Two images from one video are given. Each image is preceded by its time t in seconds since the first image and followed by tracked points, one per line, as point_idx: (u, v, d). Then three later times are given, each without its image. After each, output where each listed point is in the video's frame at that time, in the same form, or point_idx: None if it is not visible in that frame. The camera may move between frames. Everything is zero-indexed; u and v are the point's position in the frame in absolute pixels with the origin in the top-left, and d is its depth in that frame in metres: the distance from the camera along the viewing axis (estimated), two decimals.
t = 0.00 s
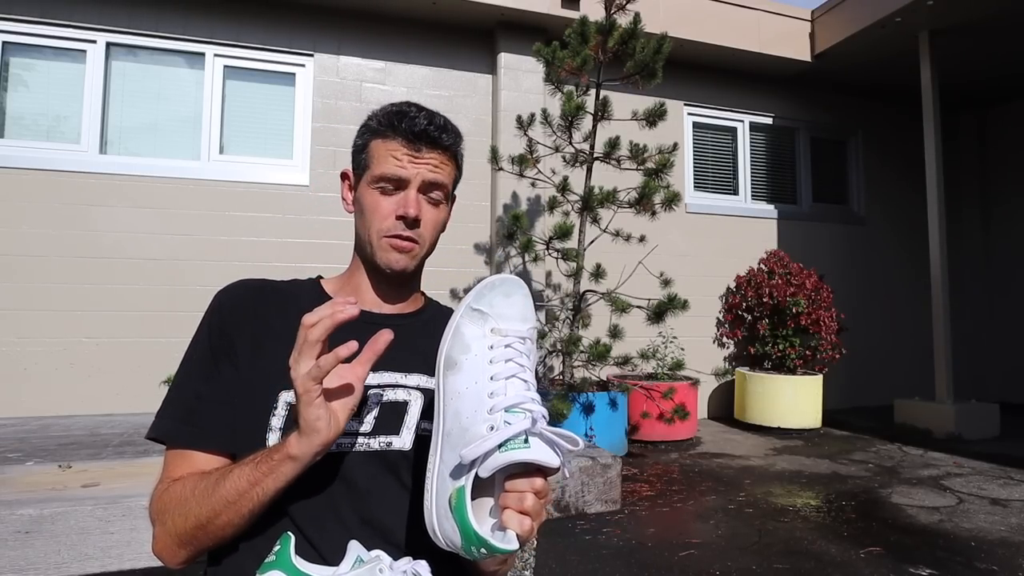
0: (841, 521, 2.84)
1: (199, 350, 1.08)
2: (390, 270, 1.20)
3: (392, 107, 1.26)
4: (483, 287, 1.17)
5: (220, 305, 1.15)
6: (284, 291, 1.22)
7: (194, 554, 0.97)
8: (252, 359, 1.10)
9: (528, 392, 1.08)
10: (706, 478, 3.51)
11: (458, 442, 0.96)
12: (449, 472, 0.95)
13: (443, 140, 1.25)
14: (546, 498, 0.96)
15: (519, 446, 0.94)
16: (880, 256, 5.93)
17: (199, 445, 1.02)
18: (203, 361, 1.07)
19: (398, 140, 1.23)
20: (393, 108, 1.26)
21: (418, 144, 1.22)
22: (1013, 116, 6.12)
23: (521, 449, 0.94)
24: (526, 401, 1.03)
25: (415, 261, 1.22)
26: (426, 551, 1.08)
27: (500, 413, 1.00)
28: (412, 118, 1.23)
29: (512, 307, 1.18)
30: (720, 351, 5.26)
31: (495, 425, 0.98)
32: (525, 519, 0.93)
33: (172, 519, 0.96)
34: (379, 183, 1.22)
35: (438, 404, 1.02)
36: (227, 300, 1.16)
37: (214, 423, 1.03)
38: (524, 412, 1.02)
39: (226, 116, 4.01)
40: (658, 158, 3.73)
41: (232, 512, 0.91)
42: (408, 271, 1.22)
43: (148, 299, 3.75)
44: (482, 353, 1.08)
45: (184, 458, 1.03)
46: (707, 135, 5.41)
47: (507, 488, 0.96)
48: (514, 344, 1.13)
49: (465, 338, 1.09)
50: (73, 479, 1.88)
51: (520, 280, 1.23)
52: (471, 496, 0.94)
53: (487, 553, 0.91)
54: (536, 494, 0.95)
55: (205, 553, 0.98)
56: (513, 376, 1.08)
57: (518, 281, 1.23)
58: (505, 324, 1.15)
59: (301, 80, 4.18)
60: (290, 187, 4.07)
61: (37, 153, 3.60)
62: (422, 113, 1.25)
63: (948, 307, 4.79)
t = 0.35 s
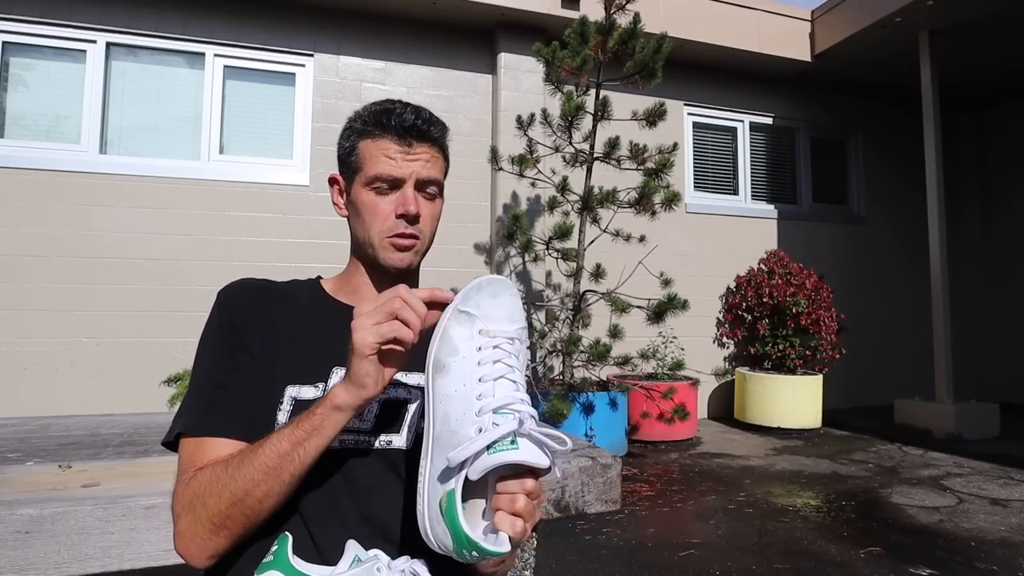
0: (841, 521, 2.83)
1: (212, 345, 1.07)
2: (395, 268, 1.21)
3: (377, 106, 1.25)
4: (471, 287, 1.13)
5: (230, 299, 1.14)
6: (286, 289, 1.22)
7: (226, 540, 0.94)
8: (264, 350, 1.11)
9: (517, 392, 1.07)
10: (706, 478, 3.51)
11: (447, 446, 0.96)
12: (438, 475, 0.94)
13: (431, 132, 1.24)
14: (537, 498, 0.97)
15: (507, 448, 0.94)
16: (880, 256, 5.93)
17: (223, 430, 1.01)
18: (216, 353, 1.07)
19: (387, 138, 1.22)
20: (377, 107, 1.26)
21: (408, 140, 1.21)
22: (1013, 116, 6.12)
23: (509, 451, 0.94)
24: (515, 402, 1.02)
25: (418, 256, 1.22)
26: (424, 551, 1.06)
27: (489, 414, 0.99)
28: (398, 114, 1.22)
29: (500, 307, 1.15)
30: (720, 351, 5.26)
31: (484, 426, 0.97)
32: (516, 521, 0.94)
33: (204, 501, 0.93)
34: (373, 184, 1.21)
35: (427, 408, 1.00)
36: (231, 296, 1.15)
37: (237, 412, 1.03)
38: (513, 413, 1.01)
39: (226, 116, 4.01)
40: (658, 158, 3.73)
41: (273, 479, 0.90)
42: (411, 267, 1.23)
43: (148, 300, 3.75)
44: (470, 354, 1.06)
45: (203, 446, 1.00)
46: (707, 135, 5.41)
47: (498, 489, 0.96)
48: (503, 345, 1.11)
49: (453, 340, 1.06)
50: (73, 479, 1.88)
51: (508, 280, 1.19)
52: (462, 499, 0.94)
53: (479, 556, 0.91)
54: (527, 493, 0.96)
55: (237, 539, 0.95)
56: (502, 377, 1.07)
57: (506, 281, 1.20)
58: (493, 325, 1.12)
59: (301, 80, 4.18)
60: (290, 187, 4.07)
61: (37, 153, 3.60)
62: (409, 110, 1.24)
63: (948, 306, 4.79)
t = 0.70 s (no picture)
0: (841, 521, 2.84)
1: (214, 343, 1.08)
2: (383, 265, 1.20)
3: (362, 104, 1.26)
4: (454, 289, 1.08)
5: (230, 300, 1.15)
6: (286, 288, 1.22)
7: (232, 536, 0.94)
8: (264, 349, 1.11)
9: (509, 393, 1.07)
10: (706, 478, 3.51)
11: (445, 453, 0.95)
12: (439, 485, 0.94)
13: (415, 125, 1.24)
14: (540, 496, 0.97)
15: (506, 450, 0.94)
16: (880, 256, 5.93)
17: (227, 427, 1.02)
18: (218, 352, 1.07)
19: (370, 134, 1.23)
20: (362, 104, 1.26)
21: (390, 135, 1.21)
22: (1013, 116, 6.12)
23: (509, 454, 0.93)
24: (509, 404, 1.02)
25: (407, 252, 1.21)
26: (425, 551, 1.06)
27: (484, 418, 0.98)
28: (380, 110, 1.23)
29: (486, 307, 1.12)
30: (720, 351, 5.26)
31: (480, 431, 0.97)
32: (521, 522, 0.94)
33: (210, 497, 0.93)
34: (359, 181, 1.21)
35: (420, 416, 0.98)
36: (232, 294, 1.16)
37: (241, 408, 1.04)
38: (508, 414, 1.01)
39: (226, 116, 4.01)
40: (658, 158, 3.73)
41: (280, 472, 0.91)
42: (401, 263, 1.22)
43: (149, 300, 3.76)
44: (461, 359, 1.04)
45: (207, 443, 1.01)
46: (707, 135, 5.41)
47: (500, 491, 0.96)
48: (492, 346, 1.09)
49: (442, 345, 1.02)
50: (73, 479, 1.88)
51: (492, 278, 1.16)
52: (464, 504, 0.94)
53: (486, 561, 0.91)
54: (530, 493, 0.96)
55: (243, 536, 0.95)
56: (494, 379, 1.06)
57: (489, 279, 1.16)
58: (481, 325, 1.10)
59: (301, 80, 4.18)
60: (290, 187, 4.07)
61: (37, 153, 3.60)
62: (392, 104, 1.25)
63: (948, 306, 4.79)
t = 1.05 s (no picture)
0: (841, 521, 2.83)
1: (209, 344, 1.07)
2: (373, 266, 1.20)
3: (354, 104, 1.26)
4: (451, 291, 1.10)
5: (226, 299, 1.14)
6: (284, 288, 1.23)
7: (228, 534, 0.93)
8: (260, 349, 1.10)
9: (505, 395, 1.06)
10: (706, 477, 3.51)
11: (438, 454, 0.95)
12: (431, 486, 0.94)
13: (405, 124, 1.24)
14: (533, 501, 0.96)
15: (498, 452, 0.93)
16: (880, 256, 5.93)
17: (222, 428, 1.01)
18: (213, 351, 1.06)
19: (361, 134, 1.23)
20: (356, 104, 1.27)
21: (380, 134, 1.21)
22: (1013, 116, 6.13)
23: (500, 455, 0.93)
24: (504, 405, 1.02)
25: (396, 252, 1.21)
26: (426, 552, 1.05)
27: (479, 419, 0.98)
28: (370, 109, 1.23)
29: (483, 311, 1.13)
30: (720, 351, 5.26)
31: (475, 433, 0.97)
32: (514, 526, 0.93)
33: (205, 496, 0.92)
34: (350, 180, 1.22)
35: (415, 417, 0.99)
36: (231, 295, 1.16)
37: (235, 409, 1.03)
38: (503, 417, 1.01)
39: (226, 116, 4.01)
40: (658, 158, 3.73)
41: (274, 470, 0.90)
42: (391, 264, 1.21)
43: (148, 300, 3.75)
44: (456, 360, 1.04)
45: (201, 444, 1.00)
46: (707, 135, 5.41)
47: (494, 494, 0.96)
48: (488, 348, 1.09)
49: (437, 347, 1.02)
50: (73, 479, 1.88)
51: (488, 281, 1.17)
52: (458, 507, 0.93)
53: (479, 564, 0.91)
54: (523, 498, 0.95)
55: (238, 534, 0.95)
56: (490, 381, 1.06)
57: (486, 283, 1.17)
58: (477, 329, 1.11)
59: (301, 80, 4.18)
60: (291, 187, 4.07)
61: (37, 153, 3.60)
62: (383, 104, 1.24)
63: (948, 307, 4.80)
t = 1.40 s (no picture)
0: (841, 521, 2.84)
1: (206, 348, 1.08)
2: (383, 272, 1.20)
3: (353, 108, 1.25)
4: (428, 293, 1.09)
5: (224, 303, 1.14)
6: (284, 290, 1.23)
7: (217, 547, 0.95)
8: (257, 355, 1.10)
9: (496, 388, 1.07)
10: (706, 477, 3.51)
11: (440, 457, 0.95)
12: (438, 491, 0.93)
13: (408, 128, 1.23)
14: (540, 487, 0.97)
15: (500, 446, 0.93)
16: (880, 256, 5.93)
17: (216, 437, 1.00)
18: (210, 357, 1.07)
19: (362, 140, 1.22)
20: (354, 107, 1.25)
21: (383, 139, 1.20)
22: (1013, 116, 6.13)
23: (504, 448, 0.93)
24: (498, 399, 1.02)
25: (405, 257, 1.21)
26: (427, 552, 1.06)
27: (475, 416, 0.99)
28: (372, 114, 1.22)
29: (460, 307, 1.13)
30: (720, 351, 5.26)
31: (473, 430, 0.97)
32: (525, 514, 0.93)
33: (195, 509, 0.94)
34: (354, 187, 1.21)
35: (409, 426, 0.98)
36: (231, 296, 1.16)
37: (227, 418, 1.03)
38: (498, 410, 1.01)
39: (226, 117, 4.01)
40: (658, 158, 3.73)
41: (263, 492, 0.91)
42: (400, 268, 1.22)
43: (148, 300, 3.75)
44: (443, 362, 1.03)
45: (196, 454, 1.00)
46: (707, 135, 5.41)
47: (500, 488, 0.96)
48: (472, 345, 1.09)
49: (421, 350, 1.02)
50: (74, 479, 1.88)
51: (461, 276, 1.16)
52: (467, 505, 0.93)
53: (496, 559, 0.90)
54: (530, 486, 0.96)
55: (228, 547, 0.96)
56: (479, 376, 1.06)
57: (461, 280, 1.17)
58: (458, 326, 1.10)
59: (301, 80, 4.18)
60: (291, 187, 4.07)
61: (37, 153, 3.60)
62: (383, 108, 1.23)
63: (948, 307, 4.80)
